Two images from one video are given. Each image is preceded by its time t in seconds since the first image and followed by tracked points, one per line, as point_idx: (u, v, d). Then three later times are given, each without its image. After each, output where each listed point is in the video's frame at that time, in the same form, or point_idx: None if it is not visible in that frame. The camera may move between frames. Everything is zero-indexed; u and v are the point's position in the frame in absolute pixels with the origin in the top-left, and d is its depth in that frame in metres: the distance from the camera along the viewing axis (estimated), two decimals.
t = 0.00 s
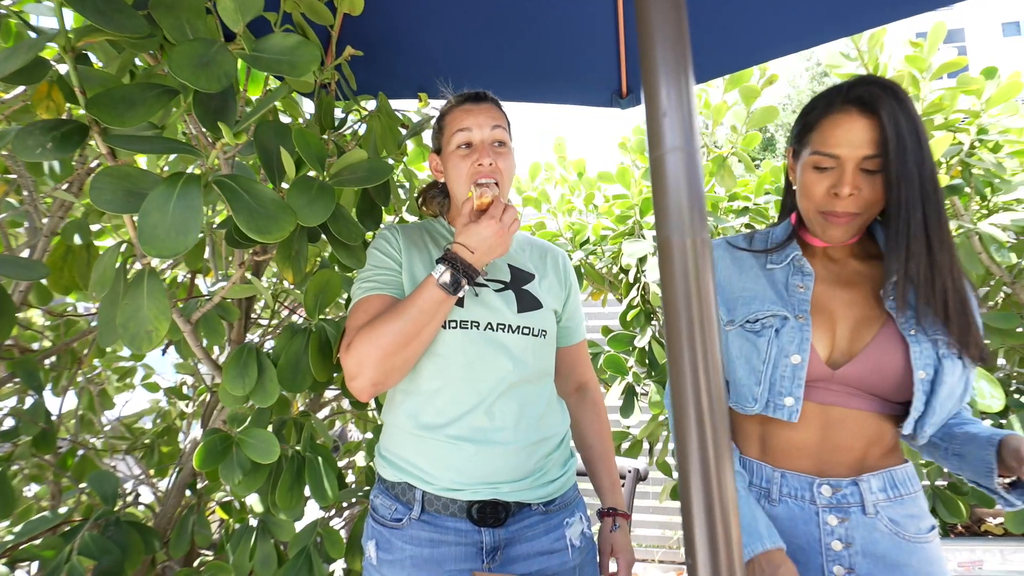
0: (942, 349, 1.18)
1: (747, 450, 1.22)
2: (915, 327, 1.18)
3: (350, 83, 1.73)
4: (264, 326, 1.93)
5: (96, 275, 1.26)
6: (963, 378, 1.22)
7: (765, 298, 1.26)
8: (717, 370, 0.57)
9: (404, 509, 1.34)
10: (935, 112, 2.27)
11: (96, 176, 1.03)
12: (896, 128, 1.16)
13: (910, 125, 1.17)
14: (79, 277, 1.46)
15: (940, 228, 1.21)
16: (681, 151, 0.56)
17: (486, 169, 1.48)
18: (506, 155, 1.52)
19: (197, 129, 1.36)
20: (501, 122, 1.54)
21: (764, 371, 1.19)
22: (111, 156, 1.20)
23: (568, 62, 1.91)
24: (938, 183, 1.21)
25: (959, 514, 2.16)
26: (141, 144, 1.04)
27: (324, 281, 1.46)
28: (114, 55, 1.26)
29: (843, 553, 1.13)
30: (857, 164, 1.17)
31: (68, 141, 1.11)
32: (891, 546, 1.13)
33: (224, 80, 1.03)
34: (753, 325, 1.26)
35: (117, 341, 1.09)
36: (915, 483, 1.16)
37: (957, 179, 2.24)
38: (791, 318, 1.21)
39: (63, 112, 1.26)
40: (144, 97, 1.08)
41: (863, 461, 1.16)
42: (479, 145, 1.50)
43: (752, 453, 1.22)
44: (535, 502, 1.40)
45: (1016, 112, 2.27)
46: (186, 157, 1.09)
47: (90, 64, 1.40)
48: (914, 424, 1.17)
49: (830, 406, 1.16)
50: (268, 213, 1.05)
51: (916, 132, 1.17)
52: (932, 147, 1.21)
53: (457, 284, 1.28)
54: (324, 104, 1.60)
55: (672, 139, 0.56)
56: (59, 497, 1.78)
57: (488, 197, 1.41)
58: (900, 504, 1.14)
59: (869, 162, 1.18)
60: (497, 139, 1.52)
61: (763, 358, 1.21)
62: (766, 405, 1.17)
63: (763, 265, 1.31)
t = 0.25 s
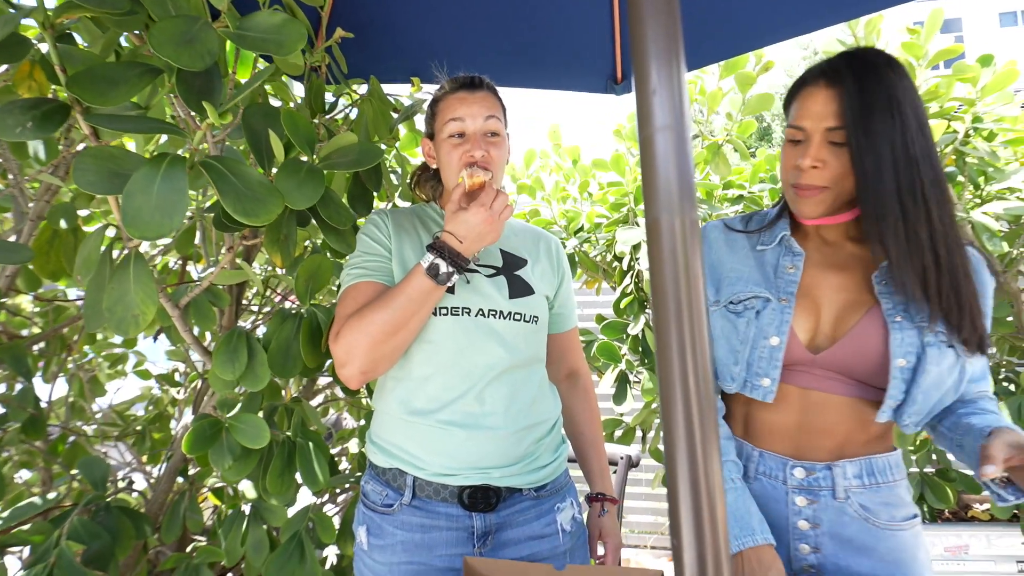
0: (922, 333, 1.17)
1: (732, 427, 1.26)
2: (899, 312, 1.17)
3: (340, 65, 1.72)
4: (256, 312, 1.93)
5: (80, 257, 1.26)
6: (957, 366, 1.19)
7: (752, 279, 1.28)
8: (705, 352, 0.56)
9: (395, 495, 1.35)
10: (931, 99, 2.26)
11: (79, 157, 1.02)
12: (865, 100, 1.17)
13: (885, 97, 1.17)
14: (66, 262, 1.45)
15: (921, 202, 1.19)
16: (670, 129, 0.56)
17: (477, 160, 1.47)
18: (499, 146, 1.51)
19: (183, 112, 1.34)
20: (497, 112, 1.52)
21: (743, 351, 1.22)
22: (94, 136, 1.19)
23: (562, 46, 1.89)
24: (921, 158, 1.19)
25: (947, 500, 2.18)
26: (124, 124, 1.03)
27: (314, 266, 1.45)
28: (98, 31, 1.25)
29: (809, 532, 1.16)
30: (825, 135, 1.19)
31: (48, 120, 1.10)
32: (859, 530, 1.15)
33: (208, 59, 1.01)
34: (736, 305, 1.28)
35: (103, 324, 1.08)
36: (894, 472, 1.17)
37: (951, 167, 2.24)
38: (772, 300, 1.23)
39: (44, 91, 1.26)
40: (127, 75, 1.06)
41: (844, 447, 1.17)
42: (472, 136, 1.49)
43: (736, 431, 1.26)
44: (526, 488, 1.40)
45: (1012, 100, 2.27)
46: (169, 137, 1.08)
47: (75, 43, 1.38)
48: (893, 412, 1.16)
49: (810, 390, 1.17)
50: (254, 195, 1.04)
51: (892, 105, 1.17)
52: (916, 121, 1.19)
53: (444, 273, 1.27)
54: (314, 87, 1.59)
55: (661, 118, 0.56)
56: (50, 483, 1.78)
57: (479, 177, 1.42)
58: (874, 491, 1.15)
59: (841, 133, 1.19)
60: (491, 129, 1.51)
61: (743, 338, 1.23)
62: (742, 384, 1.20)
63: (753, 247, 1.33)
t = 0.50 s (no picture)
0: (872, 327, 1.14)
1: (708, 421, 1.27)
2: (856, 306, 1.16)
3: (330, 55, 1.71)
4: (246, 304, 1.92)
5: (64, 247, 1.24)
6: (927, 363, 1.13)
7: (718, 271, 1.33)
8: (689, 339, 0.57)
9: (385, 486, 1.35)
10: (922, 93, 2.27)
11: (63, 145, 1.01)
12: (804, 84, 1.19)
13: (827, 77, 1.18)
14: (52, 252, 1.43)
15: (856, 178, 1.14)
16: (656, 115, 0.56)
17: (467, 154, 1.46)
18: (490, 140, 1.50)
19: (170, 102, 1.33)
20: (488, 105, 1.51)
21: (703, 339, 1.26)
22: (77, 123, 1.18)
23: (553, 38, 1.88)
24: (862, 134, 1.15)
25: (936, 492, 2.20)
26: (109, 111, 1.02)
27: (303, 258, 1.45)
28: (83, 19, 1.24)
29: (785, 528, 1.15)
30: (765, 116, 1.23)
31: (30, 107, 1.08)
32: (835, 526, 1.14)
33: (194, 46, 1.00)
34: (701, 295, 1.34)
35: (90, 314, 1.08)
36: (870, 467, 1.16)
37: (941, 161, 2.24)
38: (733, 290, 1.27)
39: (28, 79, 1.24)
40: (112, 61, 1.05)
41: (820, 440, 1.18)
42: (463, 129, 1.48)
43: (714, 426, 1.27)
44: (517, 479, 1.40)
45: (1002, 94, 2.27)
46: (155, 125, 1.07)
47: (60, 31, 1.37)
48: (849, 409, 1.13)
49: (775, 382, 1.18)
50: (242, 184, 1.03)
51: (832, 84, 1.17)
52: (864, 98, 1.16)
53: (433, 267, 1.26)
54: (304, 77, 1.59)
55: (647, 104, 0.56)
56: (37, 477, 1.77)
57: (470, 170, 1.41)
58: (849, 486, 1.14)
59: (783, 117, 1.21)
60: (482, 122, 1.50)
61: (703, 326, 1.28)
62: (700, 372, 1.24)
63: (725, 237, 1.38)
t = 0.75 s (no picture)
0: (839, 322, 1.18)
1: (697, 419, 1.33)
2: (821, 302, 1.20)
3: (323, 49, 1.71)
4: (240, 300, 1.92)
5: (54, 242, 1.24)
6: (897, 360, 1.14)
7: (697, 269, 1.40)
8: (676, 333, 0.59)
9: (379, 482, 1.35)
10: (915, 91, 2.28)
11: (52, 139, 1.01)
12: (761, 79, 1.22)
13: (785, 69, 1.20)
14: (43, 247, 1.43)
15: (801, 172, 1.18)
16: (644, 109, 0.56)
17: (461, 149, 1.47)
18: (484, 134, 1.50)
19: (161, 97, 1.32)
20: (482, 99, 1.51)
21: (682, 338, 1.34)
22: (66, 117, 1.18)
23: (548, 33, 1.88)
24: (812, 127, 1.17)
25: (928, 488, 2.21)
26: (97, 104, 1.01)
27: (296, 254, 1.46)
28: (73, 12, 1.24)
29: (768, 525, 1.20)
30: (732, 110, 1.28)
31: (19, 99, 1.08)
32: (818, 524, 1.18)
33: (183, 40, 0.99)
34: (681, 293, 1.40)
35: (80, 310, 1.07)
36: (858, 466, 1.18)
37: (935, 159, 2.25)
38: (709, 289, 1.34)
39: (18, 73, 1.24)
40: (101, 54, 1.04)
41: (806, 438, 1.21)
42: (457, 123, 1.48)
43: (703, 423, 1.32)
44: (510, 475, 1.40)
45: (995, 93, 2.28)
46: (145, 119, 1.06)
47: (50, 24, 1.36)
48: (816, 406, 1.18)
49: (757, 379, 1.23)
50: (233, 179, 1.03)
51: (789, 76, 1.19)
52: (820, 91, 1.17)
53: (427, 264, 1.26)
54: (298, 72, 1.59)
55: (636, 99, 0.57)
56: (29, 473, 1.77)
57: (465, 167, 1.41)
58: (834, 485, 1.17)
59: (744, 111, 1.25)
60: (476, 117, 1.50)
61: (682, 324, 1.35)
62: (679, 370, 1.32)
63: (707, 235, 1.46)
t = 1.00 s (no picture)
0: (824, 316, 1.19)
1: (687, 413, 1.34)
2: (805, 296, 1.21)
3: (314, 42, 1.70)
4: (231, 295, 1.91)
5: (39, 234, 1.22)
6: (882, 353, 1.15)
7: (684, 265, 1.39)
8: (660, 316, 0.62)
9: (370, 476, 1.35)
10: (907, 87, 2.29)
11: (34, 129, 1.00)
12: (747, 74, 1.23)
13: (775, 61, 1.21)
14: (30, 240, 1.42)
15: (796, 164, 1.19)
16: (629, 98, 0.59)
17: (453, 143, 1.46)
18: (475, 129, 1.49)
19: (149, 89, 1.31)
20: (475, 93, 1.50)
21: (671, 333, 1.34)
22: (50, 107, 1.18)
23: (540, 27, 1.87)
24: (803, 119, 1.18)
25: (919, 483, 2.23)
26: (81, 94, 1.00)
27: (288, 248, 1.44)
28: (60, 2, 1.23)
29: (756, 518, 1.21)
30: (720, 105, 1.29)
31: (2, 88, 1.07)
32: (805, 517, 1.18)
33: (169, 27, 0.95)
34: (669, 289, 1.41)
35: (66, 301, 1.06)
36: (845, 460, 1.19)
37: (926, 155, 2.25)
38: (695, 285, 1.34)
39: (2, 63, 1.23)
40: (85, 43, 1.03)
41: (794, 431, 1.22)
42: (449, 117, 1.47)
43: (693, 417, 1.33)
44: (502, 469, 1.41)
45: (987, 89, 2.28)
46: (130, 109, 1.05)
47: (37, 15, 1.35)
48: (802, 402, 1.18)
49: (746, 375, 1.24)
50: (220, 170, 1.03)
51: (779, 68, 1.20)
52: (811, 83, 1.18)
53: (417, 262, 1.25)
54: (288, 65, 1.58)
55: (622, 88, 0.60)
56: (18, 468, 1.76)
57: (458, 161, 1.37)
58: (821, 479, 1.18)
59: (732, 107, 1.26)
60: (469, 111, 1.49)
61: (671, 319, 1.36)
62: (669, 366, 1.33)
63: (694, 230, 1.45)
